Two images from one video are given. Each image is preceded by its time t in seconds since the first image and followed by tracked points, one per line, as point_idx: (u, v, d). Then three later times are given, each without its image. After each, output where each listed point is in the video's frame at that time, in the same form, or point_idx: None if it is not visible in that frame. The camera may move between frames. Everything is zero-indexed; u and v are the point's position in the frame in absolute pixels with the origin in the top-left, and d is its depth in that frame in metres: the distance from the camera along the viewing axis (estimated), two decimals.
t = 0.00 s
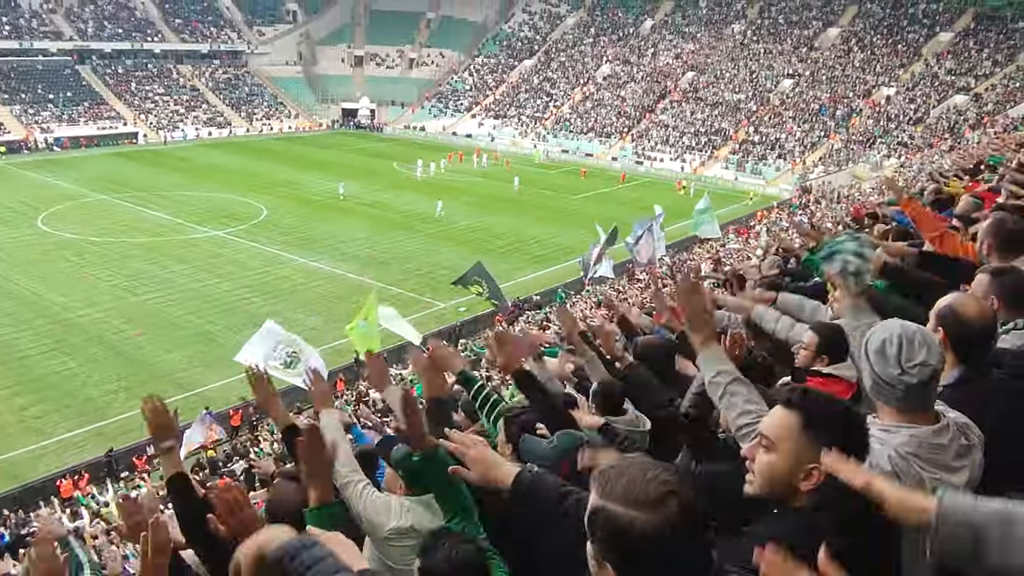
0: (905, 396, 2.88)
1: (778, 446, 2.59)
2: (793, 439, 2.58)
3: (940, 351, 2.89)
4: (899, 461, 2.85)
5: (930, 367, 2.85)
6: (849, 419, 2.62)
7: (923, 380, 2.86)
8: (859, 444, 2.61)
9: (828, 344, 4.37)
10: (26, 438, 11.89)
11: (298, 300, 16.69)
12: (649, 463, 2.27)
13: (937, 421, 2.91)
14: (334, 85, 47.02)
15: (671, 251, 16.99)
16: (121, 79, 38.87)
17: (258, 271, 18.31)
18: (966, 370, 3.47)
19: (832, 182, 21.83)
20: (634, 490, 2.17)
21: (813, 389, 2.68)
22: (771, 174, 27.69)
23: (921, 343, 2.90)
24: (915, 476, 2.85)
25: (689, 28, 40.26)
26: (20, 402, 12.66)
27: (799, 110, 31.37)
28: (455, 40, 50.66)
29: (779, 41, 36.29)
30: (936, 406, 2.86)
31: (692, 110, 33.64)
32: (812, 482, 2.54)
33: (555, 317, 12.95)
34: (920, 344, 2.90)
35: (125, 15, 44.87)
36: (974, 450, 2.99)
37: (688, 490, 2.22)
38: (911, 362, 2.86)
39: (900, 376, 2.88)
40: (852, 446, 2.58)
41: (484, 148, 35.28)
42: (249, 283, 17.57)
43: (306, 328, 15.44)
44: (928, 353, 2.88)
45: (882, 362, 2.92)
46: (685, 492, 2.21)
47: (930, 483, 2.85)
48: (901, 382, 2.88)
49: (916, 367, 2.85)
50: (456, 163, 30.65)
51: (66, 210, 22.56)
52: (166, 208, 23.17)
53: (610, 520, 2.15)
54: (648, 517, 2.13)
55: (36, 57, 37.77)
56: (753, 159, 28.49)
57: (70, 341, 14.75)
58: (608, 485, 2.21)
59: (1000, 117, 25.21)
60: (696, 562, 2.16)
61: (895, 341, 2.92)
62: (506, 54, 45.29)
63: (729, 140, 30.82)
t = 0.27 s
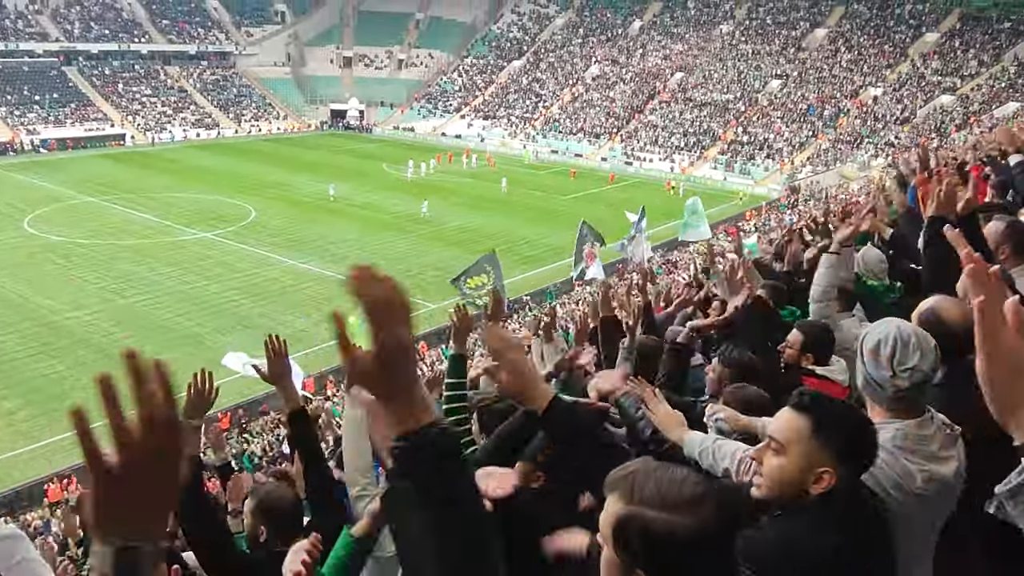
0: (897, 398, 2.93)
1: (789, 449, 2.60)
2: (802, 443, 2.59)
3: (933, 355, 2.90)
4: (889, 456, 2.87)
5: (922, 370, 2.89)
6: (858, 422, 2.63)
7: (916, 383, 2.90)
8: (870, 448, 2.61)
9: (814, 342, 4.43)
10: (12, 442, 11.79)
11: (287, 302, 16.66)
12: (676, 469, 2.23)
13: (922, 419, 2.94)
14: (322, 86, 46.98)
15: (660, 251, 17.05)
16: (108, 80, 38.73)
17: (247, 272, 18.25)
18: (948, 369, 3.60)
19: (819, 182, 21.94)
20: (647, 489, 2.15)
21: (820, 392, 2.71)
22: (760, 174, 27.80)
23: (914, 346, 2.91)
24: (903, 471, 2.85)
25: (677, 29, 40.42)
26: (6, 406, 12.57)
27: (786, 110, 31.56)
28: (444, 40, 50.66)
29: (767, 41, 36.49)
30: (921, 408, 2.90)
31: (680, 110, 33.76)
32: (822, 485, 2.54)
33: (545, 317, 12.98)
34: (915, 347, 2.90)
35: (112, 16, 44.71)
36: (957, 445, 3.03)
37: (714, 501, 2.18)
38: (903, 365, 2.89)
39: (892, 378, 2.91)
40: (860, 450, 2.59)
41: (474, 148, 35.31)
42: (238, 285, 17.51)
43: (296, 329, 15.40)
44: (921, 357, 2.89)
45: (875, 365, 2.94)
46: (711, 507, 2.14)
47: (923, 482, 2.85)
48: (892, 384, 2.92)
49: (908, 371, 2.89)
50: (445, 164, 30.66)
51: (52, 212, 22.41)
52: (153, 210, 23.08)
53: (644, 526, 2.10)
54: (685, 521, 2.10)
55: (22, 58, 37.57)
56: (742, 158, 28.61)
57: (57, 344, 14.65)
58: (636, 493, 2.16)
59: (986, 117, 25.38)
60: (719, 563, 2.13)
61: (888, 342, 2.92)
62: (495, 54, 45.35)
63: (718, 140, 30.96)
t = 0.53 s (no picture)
0: (892, 398, 2.90)
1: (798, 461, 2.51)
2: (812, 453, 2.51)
3: (924, 354, 2.89)
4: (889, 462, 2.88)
5: (914, 370, 2.86)
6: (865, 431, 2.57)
7: (909, 383, 2.87)
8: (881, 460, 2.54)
9: (800, 341, 4.51)
10: None
11: (277, 303, 16.61)
12: (685, 474, 2.26)
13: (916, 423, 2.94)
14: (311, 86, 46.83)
15: (650, 251, 17.07)
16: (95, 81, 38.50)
17: (236, 273, 18.18)
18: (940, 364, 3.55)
19: (808, 182, 22.02)
20: (648, 486, 2.21)
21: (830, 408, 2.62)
22: (748, 174, 27.87)
23: (906, 347, 2.89)
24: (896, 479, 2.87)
25: (666, 28, 40.49)
26: None
27: (775, 110, 31.66)
28: (433, 40, 50.60)
29: (755, 41, 36.61)
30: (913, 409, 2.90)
31: (669, 110, 33.83)
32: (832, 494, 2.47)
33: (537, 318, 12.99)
34: (906, 347, 2.89)
35: (98, 17, 44.45)
36: (954, 452, 3.01)
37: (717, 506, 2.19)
38: (895, 367, 2.86)
39: (885, 380, 2.89)
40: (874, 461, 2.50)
41: (463, 148, 35.30)
42: (227, 286, 17.45)
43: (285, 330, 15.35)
44: (912, 357, 2.88)
45: (868, 366, 2.92)
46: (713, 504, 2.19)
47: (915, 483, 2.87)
48: (885, 386, 2.89)
49: (900, 372, 2.86)
50: (434, 164, 30.64)
51: (39, 213, 22.28)
52: (141, 211, 22.97)
53: (647, 523, 2.14)
54: (686, 514, 2.15)
55: (8, 59, 37.31)
56: (731, 158, 28.68)
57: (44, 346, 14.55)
58: (638, 491, 2.21)
59: (972, 117, 25.50)
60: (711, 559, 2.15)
61: (880, 344, 2.91)
62: (484, 54, 45.29)
63: (707, 140, 31.03)
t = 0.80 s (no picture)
0: (878, 396, 2.79)
1: (755, 439, 2.50)
2: (768, 429, 2.51)
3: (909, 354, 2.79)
4: (872, 458, 2.77)
5: (902, 368, 2.75)
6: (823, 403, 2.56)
7: (899, 379, 2.76)
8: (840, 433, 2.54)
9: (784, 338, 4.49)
10: None
11: (265, 304, 16.54)
12: (671, 473, 2.21)
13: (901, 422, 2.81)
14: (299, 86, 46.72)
15: (639, 250, 17.10)
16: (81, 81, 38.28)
17: (223, 274, 18.09)
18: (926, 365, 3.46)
19: (795, 181, 22.11)
20: (642, 495, 2.15)
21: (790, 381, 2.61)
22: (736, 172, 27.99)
23: (891, 344, 2.78)
24: (886, 477, 2.75)
25: (653, 28, 40.61)
26: None
27: (762, 109, 31.82)
28: (421, 40, 50.57)
29: (743, 41, 36.77)
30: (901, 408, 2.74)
31: (658, 110, 33.92)
32: (786, 472, 2.47)
33: (526, 318, 12.99)
34: (892, 344, 2.78)
35: (84, 16, 44.21)
36: (941, 449, 2.89)
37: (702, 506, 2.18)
38: (882, 364, 2.76)
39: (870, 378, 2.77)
40: (832, 438, 2.51)
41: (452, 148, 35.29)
42: (214, 287, 17.37)
43: (273, 331, 15.29)
44: (898, 354, 2.77)
45: (853, 364, 2.80)
46: (701, 512, 2.16)
47: (900, 483, 2.75)
48: (872, 384, 2.77)
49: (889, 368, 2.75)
50: (422, 164, 30.61)
51: (24, 215, 22.12)
52: (128, 212, 22.85)
53: (627, 528, 2.12)
54: (670, 526, 2.13)
55: None
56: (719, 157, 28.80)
57: (30, 348, 14.44)
58: (628, 492, 2.17)
59: (958, 116, 25.65)
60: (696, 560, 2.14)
61: (865, 342, 2.80)
62: (473, 54, 45.33)
63: (695, 139, 31.14)
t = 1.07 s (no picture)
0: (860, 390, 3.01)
1: (720, 443, 2.51)
2: (735, 437, 2.51)
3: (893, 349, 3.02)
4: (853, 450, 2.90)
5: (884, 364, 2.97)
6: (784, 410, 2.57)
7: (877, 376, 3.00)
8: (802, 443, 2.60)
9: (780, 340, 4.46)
10: None
11: (253, 305, 16.48)
12: (648, 473, 2.21)
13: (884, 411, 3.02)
14: (285, 86, 46.53)
15: (627, 250, 17.14)
16: (65, 81, 37.99)
17: (210, 275, 18.02)
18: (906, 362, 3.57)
19: (783, 180, 22.20)
20: (623, 492, 2.15)
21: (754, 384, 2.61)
22: (724, 173, 28.09)
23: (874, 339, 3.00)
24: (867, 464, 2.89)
25: (641, 29, 40.71)
26: None
27: (749, 109, 31.93)
28: (409, 41, 50.45)
29: (730, 41, 36.90)
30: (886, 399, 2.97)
31: (645, 110, 33.97)
32: (752, 478, 2.50)
33: (515, 318, 13.05)
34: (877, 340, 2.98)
35: (67, 16, 43.89)
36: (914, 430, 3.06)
37: (678, 508, 2.14)
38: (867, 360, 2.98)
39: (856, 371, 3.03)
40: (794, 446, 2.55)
41: (440, 148, 35.27)
42: (201, 288, 17.29)
43: (261, 332, 15.24)
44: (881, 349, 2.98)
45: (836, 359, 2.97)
46: (679, 509, 2.14)
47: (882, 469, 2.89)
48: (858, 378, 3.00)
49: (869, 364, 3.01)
50: (410, 164, 30.58)
51: (8, 216, 21.95)
52: (113, 212, 22.71)
53: (610, 527, 2.11)
54: (651, 522, 2.11)
55: None
56: (706, 158, 28.88)
57: (14, 350, 14.33)
58: (608, 491, 2.18)
59: (943, 116, 25.80)
60: (686, 561, 2.14)
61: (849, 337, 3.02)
62: (460, 54, 45.26)
63: (683, 139, 31.24)
